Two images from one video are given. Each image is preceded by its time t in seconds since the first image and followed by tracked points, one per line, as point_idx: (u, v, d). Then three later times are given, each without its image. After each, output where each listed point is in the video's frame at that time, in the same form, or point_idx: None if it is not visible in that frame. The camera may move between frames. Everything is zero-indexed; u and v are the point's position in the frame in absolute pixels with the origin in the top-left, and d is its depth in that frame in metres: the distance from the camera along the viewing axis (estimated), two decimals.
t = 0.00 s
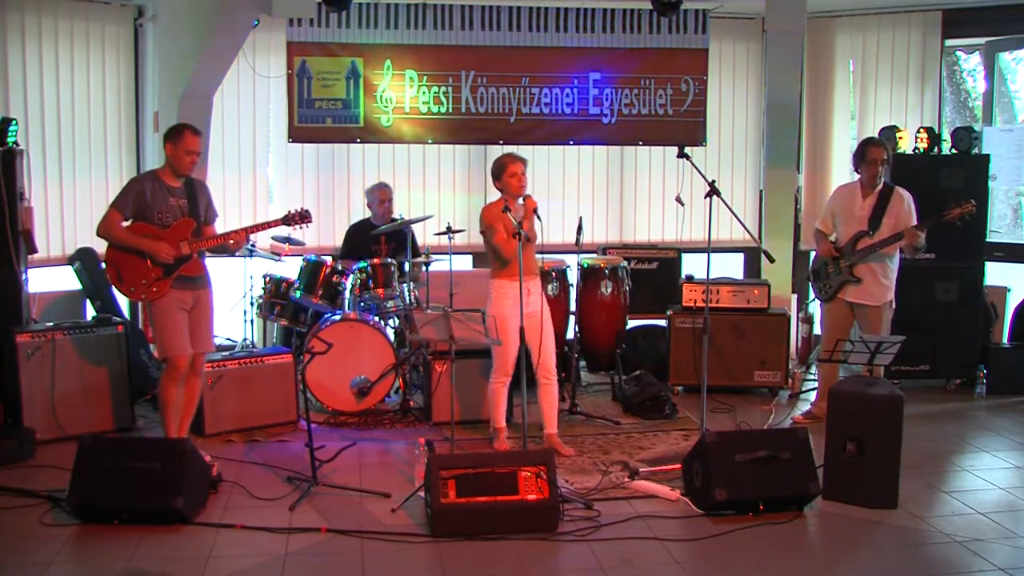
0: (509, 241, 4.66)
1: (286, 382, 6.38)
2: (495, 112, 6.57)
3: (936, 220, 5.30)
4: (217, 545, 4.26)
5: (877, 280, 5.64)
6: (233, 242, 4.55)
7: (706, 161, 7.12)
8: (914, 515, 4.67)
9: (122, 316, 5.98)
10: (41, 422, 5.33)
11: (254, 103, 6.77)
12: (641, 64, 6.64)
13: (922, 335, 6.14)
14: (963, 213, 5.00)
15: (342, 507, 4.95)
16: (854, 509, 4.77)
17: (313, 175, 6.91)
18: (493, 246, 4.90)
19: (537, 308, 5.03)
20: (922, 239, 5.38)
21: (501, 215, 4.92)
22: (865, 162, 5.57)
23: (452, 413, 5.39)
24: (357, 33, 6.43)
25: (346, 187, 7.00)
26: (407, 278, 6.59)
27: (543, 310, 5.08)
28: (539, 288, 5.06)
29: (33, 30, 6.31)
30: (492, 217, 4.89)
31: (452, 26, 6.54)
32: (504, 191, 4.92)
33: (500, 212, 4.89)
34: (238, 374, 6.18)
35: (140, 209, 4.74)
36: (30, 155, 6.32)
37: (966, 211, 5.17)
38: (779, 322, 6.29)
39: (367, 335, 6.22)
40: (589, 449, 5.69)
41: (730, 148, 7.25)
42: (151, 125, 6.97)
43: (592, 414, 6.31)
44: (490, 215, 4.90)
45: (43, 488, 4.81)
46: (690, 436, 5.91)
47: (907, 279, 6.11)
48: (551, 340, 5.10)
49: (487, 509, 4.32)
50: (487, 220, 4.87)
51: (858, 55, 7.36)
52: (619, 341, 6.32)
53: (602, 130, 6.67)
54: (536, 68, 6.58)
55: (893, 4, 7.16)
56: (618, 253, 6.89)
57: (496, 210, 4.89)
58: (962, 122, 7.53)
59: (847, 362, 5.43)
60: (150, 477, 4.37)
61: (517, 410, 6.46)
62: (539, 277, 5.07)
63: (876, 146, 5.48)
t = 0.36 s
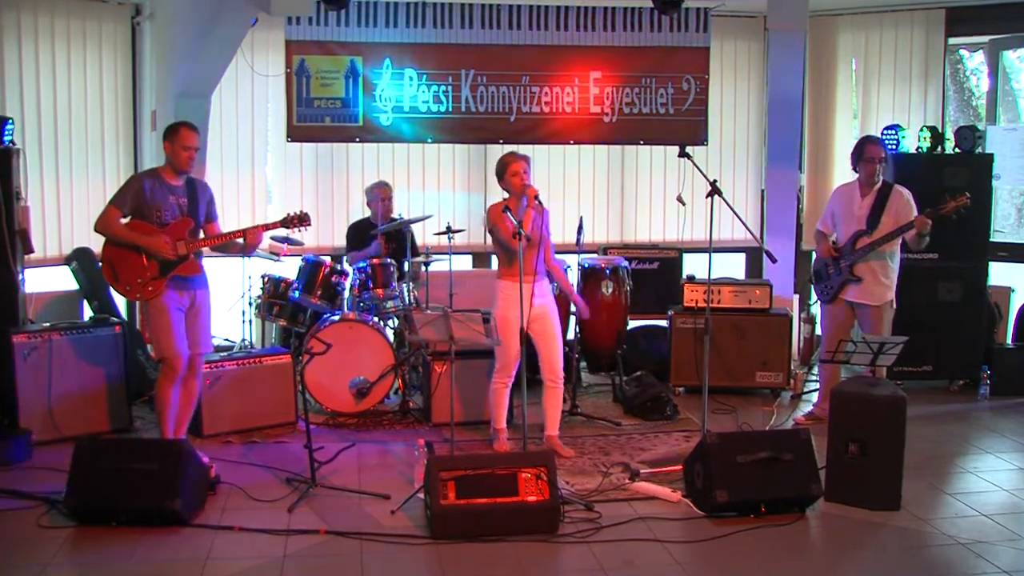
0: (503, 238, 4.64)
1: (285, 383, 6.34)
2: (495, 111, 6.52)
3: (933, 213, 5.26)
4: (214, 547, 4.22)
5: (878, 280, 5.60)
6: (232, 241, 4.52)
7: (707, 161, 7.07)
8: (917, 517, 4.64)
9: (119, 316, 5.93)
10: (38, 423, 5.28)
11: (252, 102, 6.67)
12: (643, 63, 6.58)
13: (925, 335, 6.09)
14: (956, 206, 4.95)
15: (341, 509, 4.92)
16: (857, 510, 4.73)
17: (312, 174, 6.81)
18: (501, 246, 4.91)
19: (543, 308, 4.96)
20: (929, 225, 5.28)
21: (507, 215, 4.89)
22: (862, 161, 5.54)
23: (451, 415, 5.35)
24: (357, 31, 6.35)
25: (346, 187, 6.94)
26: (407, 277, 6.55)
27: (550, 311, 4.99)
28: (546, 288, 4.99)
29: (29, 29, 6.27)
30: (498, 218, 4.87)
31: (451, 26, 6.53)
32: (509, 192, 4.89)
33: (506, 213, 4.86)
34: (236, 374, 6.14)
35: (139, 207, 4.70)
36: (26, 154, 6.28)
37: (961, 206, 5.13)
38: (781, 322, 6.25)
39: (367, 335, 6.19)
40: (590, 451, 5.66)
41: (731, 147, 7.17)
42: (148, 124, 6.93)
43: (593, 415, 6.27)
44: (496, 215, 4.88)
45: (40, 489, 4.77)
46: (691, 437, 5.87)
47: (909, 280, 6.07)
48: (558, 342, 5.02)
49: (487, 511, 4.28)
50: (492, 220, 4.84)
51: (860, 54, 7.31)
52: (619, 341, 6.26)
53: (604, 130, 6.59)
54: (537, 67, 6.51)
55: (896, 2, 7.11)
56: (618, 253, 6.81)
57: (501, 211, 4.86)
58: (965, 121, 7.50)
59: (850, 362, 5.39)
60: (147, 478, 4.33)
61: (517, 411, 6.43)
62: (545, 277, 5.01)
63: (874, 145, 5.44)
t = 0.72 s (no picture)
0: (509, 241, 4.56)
1: (280, 385, 6.24)
2: (495, 108, 6.41)
3: (929, 212, 5.13)
4: (208, 552, 4.12)
5: (877, 279, 5.49)
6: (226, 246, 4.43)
7: (710, 159, 6.96)
8: (925, 522, 4.54)
9: (112, 317, 5.83)
10: (28, 426, 5.18)
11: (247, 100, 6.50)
12: (645, 59, 6.47)
13: (931, 337, 5.99)
14: (954, 206, 4.78)
15: (337, 513, 4.81)
16: (863, 514, 4.64)
17: (308, 175, 6.64)
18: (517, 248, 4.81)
19: (560, 310, 4.85)
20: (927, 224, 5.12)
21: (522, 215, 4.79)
22: (856, 158, 5.44)
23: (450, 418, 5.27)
24: (354, 27, 6.25)
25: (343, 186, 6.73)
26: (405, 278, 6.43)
27: (566, 314, 4.87)
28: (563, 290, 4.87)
29: (19, 25, 6.16)
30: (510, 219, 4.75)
31: (450, 21, 6.38)
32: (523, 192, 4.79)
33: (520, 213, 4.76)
34: (231, 376, 6.04)
35: (136, 204, 4.61)
36: (16, 152, 6.17)
37: (961, 206, 4.94)
38: (785, 323, 6.15)
39: (364, 337, 6.08)
40: (590, 454, 5.55)
41: (735, 143, 7.06)
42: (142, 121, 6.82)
43: (593, 417, 6.17)
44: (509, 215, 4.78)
45: (29, 493, 4.67)
46: (693, 439, 5.78)
47: (916, 280, 5.96)
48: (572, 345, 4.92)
49: (487, 514, 4.17)
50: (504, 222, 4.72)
51: (866, 50, 7.21)
52: (621, 342, 6.15)
53: (604, 127, 6.50)
54: (537, 63, 6.42)
55: None
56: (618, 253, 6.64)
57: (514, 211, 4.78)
58: (973, 119, 7.31)
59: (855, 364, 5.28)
60: (139, 481, 4.22)
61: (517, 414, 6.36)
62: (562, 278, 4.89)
63: (868, 141, 5.34)
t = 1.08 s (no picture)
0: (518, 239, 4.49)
1: (274, 388, 6.08)
2: (494, 104, 6.25)
3: (927, 213, 5.02)
4: (198, 560, 3.96)
5: (873, 278, 5.34)
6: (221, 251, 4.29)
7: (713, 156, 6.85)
8: (936, 528, 4.38)
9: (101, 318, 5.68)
10: (14, 430, 5.03)
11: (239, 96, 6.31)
12: (647, 53, 6.32)
13: (942, 338, 5.85)
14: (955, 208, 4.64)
15: (332, 519, 4.66)
16: (873, 520, 4.49)
17: (303, 172, 6.46)
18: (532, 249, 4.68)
19: (576, 311, 4.70)
20: (926, 224, 5.00)
21: (535, 214, 4.68)
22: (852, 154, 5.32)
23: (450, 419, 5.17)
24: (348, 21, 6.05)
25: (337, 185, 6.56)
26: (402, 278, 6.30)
27: (581, 315, 4.73)
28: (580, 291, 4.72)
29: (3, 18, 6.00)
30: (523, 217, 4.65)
31: (449, 15, 6.20)
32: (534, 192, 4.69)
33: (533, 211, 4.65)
34: (224, 378, 5.89)
35: (129, 203, 4.44)
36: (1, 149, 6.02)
37: (959, 206, 4.84)
38: (792, 324, 5.99)
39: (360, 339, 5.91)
40: (592, 458, 5.40)
41: (739, 139, 6.95)
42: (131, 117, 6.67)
43: (595, 420, 6.03)
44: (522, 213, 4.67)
45: (15, 500, 4.51)
46: (698, 443, 5.63)
47: (926, 279, 5.83)
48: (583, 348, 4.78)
49: (486, 521, 4.03)
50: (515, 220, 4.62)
51: (875, 44, 6.75)
52: (624, 344, 6.00)
53: (606, 124, 6.35)
54: (538, 58, 6.25)
55: None
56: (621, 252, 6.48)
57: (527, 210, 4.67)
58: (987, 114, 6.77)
59: (862, 367, 5.11)
60: (129, 487, 4.06)
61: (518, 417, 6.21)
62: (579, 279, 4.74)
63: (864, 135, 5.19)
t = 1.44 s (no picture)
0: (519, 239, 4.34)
1: (266, 393, 5.91)
2: (491, 101, 5.99)
3: (927, 213, 4.69)
4: (185, 571, 3.79)
5: (873, 281, 5.02)
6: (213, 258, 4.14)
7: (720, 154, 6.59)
8: (950, 539, 4.20)
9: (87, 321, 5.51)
10: None
11: (230, 93, 6.14)
12: (652, 49, 6.06)
13: (954, 341, 5.67)
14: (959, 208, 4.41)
15: (325, 527, 4.49)
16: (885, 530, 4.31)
17: (296, 170, 6.27)
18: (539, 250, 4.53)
19: (583, 313, 4.53)
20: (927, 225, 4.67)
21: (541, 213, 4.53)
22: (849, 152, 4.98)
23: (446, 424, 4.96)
24: (343, 15, 5.84)
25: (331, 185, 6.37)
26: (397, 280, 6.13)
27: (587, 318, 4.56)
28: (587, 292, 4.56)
29: None
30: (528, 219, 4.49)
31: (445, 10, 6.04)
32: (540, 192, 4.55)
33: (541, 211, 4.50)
34: (214, 384, 5.72)
35: (113, 210, 4.25)
36: None
37: (961, 207, 4.60)
38: (798, 327, 5.82)
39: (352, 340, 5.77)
40: (593, 465, 5.24)
41: (745, 136, 6.68)
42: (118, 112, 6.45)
43: (597, 426, 5.86)
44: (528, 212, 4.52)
45: None
46: (702, 450, 5.45)
47: (938, 281, 5.65)
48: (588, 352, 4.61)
49: (484, 530, 3.85)
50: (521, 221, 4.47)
51: (886, 37, 6.52)
52: (625, 347, 5.83)
53: (608, 121, 6.10)
54: (537, 52, 5.99)
55: None
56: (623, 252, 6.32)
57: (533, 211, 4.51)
58: (1000, 110, 6.67)
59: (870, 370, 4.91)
60: (115, 495, 3.89)
61: (517, 423, 6.04)
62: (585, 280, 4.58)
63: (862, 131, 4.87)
